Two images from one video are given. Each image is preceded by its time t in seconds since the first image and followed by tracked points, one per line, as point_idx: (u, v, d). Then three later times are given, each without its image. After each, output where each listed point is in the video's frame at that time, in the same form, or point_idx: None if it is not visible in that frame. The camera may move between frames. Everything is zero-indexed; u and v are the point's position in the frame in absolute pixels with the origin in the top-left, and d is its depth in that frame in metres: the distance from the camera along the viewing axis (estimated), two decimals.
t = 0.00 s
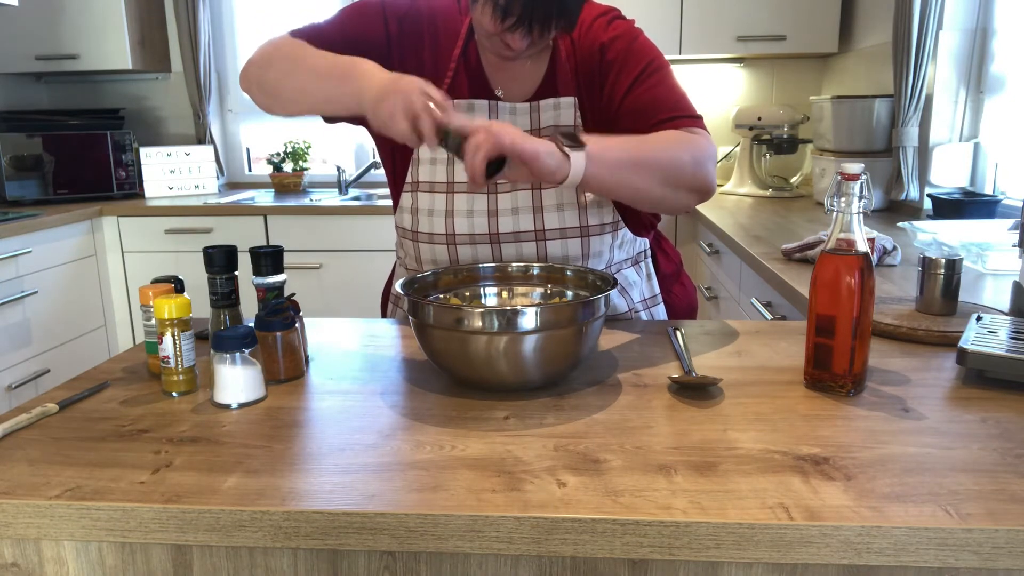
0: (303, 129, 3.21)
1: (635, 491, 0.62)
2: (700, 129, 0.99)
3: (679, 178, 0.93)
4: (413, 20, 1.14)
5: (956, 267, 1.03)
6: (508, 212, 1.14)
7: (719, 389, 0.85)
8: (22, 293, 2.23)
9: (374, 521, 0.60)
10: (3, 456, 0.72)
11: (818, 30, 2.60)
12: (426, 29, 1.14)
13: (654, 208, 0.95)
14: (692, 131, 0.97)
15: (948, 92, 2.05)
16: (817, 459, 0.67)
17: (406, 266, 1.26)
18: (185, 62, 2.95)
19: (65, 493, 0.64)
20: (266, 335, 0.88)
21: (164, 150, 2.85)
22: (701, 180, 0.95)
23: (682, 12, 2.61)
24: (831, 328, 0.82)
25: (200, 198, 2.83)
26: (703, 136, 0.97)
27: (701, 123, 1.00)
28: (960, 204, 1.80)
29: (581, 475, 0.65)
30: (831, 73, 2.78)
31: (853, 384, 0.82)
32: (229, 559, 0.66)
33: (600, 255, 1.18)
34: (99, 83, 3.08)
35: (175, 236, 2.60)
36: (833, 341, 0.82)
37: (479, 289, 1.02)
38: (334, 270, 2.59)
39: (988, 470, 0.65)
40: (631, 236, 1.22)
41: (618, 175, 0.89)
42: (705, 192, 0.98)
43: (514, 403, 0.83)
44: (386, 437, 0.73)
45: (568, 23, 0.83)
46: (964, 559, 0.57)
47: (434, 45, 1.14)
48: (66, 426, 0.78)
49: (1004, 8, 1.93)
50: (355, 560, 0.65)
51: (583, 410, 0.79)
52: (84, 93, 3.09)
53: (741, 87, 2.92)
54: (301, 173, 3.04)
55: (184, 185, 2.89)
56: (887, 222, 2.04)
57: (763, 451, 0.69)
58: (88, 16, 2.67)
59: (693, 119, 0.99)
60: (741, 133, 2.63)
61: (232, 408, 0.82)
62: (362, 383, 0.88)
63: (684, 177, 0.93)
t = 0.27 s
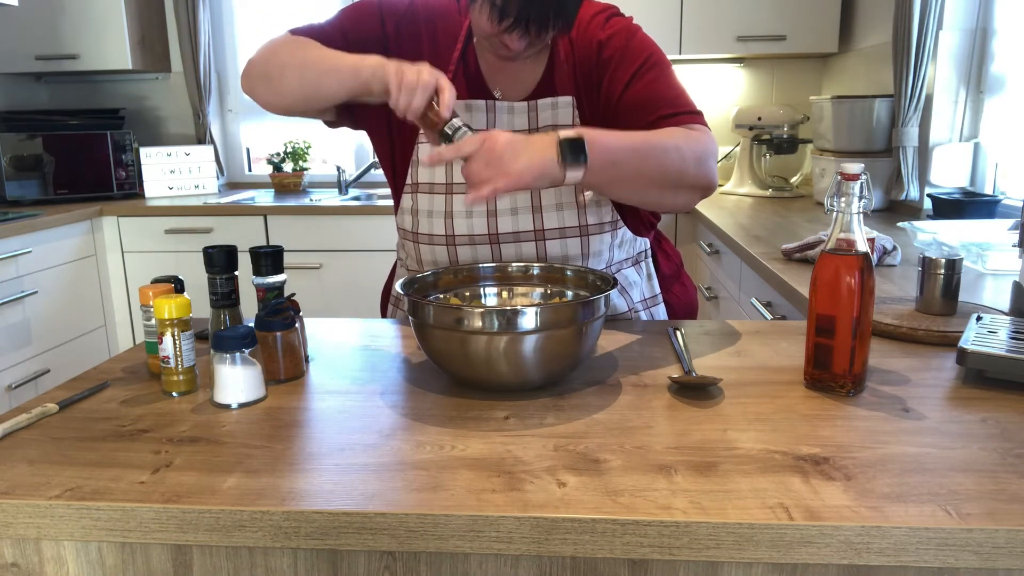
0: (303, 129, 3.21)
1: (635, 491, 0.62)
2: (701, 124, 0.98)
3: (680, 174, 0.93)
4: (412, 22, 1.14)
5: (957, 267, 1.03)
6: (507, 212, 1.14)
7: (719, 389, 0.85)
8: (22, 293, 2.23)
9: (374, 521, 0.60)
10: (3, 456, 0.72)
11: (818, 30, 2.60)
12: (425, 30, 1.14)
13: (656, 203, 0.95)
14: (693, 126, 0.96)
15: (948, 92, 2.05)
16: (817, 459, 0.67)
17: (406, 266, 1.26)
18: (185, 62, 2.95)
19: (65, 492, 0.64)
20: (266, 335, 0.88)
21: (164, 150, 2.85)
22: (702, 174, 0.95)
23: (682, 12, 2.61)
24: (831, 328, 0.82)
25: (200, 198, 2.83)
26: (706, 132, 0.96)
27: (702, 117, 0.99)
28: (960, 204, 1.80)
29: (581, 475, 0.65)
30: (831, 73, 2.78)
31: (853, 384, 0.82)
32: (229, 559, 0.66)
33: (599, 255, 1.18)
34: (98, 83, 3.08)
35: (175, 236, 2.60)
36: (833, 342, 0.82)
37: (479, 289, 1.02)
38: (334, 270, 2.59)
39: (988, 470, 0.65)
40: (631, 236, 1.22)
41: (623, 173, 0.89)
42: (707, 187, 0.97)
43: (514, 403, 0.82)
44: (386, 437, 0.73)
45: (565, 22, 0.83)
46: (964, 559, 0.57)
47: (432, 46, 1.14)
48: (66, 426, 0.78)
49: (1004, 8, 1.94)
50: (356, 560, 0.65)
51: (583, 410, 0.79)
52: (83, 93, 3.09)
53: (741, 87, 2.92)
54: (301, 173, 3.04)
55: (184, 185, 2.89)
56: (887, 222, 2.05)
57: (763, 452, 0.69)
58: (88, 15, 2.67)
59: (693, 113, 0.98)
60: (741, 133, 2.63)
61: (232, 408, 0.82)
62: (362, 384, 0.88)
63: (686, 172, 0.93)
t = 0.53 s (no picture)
0: (303, 129, 3.21)
1: (635, 491, 0.62)
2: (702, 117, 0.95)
3: (680, 174, 0.91)
4: (412, 23, 1.14)
5: (957, 267, 1.03)
6: (507, 213, 1.14)
7: (719, 389, 0.85)
8: (22, 293, 2.23)
9: (375, 521, 0.60)
10: (2, 456, 0.72)
11: (818, 30, 2.60)
12: (425, 32, 1.14)
13: (658, 206, 0.93)
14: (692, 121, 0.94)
15: (948, 92, 2.05)
16: (817, 459, 0.67)
17: (406, 267, 1.26)
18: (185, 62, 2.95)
19: (65, 493, 0.64)
20: (266, 335, 0.88)
21: (164, 150, 2.85)
22: (703, 172, 0.93)
23: (682, 12, 2.61)
24: (831, 328, 0.82)
25: (200, 198, 2.83)
26: (706, 127, 0.94)
27: (704, 112, 0.97)
28: (960, 204, 1.80)
29: (581, 475, 0.65)
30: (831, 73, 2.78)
31: (853, 384, 0.82)
32: (229, 559, 0.66)
33: (599, 255, 1.18)
34: (98, 83, 3.07)
35: (175, 236, 2.60)
36: (833, 342, 0.82)
37: (479, 289, 1.02)
38: (334, 270, 2.59)
39: (988, 470, 0.65)
40: (631, 236, 1.22)
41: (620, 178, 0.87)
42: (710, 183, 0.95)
43: (513, 403, 0.82)
44: (386, 437, 0.73)
45: (565, 21, 0.83)
46: (964, 559, 0.57)
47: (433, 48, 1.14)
48: (66, 426, 0.78)
49: (1004, 8, 1.94)
50: (355, 560, 0.65)
51: (584, 410, 0.79)
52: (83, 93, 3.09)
53: (741, 87, 2.92)
54: (301, 173, 3.04)
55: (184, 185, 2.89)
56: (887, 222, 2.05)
57: (763, 451, 0.69)
58: (88, 15, 2.67)
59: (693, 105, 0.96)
60: (741, 133, 2.63)
61: (232, 408, 0.82)
62: (362, 384, 0.88)
63: (686, 171, 0.91)
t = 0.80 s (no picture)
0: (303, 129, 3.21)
1: (635, 491, 0.62)
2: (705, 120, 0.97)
3: (682, 173, 0.91)
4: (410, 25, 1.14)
5: (956, 267, 1.03)
6: (506, 213, 1.14)
7: (719, 389, 0.85)
8: (22, 293, 2.23)
9: (374, 521, 0.60)
10: (2, 456, 0.72)
11: (818, 30, 2.60)
12: (423, 34, 1.14)
13: (659, 203, 0.93)
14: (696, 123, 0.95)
15: (948, 92, 2.05)
16: (817, 459, 0.67)
17: (406, 267, 1.26)
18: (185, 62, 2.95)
19: (65, 493, 0.64)
20: (266, 335, 0.88)
21: (164, 150, 2.84)
22: (705, 172, 0.94)
23: (682, 12, 2.61)
24: (831, 328, 0.82)
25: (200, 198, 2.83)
26: (708, 128, 0.94)
27: (706, 112, 0.98)
28: (960, 204, 1.80)
29: (581, 475, 0.65)
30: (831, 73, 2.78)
31: (853, 384, 0.82)
32: (229, 559, 0.66)
33: (599, 255, 1.18)
34: (98, 83, 3.07)
35: (175, 236, 2.60)
36: (833, 342, 0.82)
37: (478, 289, 1.02)
38: (334, 270, 2.59)
39: (988, 470, 0.65)
40: (631, 236, 1.22)
41: (622, 173, 0.87)
42: (712, 183, 0.96)
43: (513, 404, 0.82)
44: (386, 437, 0.73)
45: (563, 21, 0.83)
46: (964, 559, 0.57)
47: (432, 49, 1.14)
48: (66, 426, 0.78)
49: (1004, 8, 1.94)
50: (355, 560, 0.65)
51: (583, 410, 0.79)
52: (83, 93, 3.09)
53: (741, 87, 2.92)
54: (301, 173, 3.04)
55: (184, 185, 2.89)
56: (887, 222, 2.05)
57: (763, 451, 0.69)
58: (87, 16, 2.67)
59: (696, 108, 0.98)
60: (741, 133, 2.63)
61: (232, 408, 0.82)
62: (362, 384, 0.88)
63: (688, 171, 0.92)
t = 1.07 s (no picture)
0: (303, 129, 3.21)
1: (635, 491, 0.62)
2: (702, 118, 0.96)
3: (681, 171, 0.90)
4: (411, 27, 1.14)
5: (956, 267, 1.03)
6: (506, 212, 1.14)
7: (719, 389, 0.85)
8: (22, 293, 2.23)
9: (374, 521, 0.60)
10: (2, 456, 0.72)
11: (818, 30, 2.60)
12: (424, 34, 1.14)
13: (659, 203, 0.93)
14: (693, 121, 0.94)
15: (948, 92, 2.05)
16: (817, 459, 0.67)
17: (407, 267, 1.26)
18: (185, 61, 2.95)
19: (65, 493, 0.64)
20: (266, 335, 0.88)
21: (164, 150, 2.84)
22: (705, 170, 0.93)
23: (682, 12, 2.61)
24: (831, 328, 0.82)
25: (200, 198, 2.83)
26: (708, 126, 0.93)
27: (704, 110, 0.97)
28: (960, 204, 1.80)
29: (581, 475, 0.65)
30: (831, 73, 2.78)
31: (853, 384, 0.82)
32: (229, 559, 0.66)
33: (599, 254, 1.18)
34: (98, 83, 3.07)
35: (175, 236, 2.60)
36: (833, 342, 0.82)
37: (479, 288, 1.02)
38: (334, 270, 2.59)
39: (988, 470, 0.65)
40: (631, 236, 1.22)
41: (621, 173, 0.87)
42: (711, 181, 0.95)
43: (513, 404, 0.82)
44: (386, 437, 0.73)
45: (562, 18, 0.83)
46: (964, 559, 0.57)
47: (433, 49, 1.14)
48: (66, 426, 0.78)
49: (1004, 8, 1.94)
50: (356, 560, 0.65)
51: (584, 410, 0.79)
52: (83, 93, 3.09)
53: (741, 87, 2.92)
54: (301, 173, 3.04)
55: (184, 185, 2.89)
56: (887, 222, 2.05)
57: (763, 451, 0.69)
58: (87, 15, 2.67)
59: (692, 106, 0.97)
60: (741, 133, 2.63)
61: (232, 408, 0.82)
62: (361, 385, 0.88)
63: (688, 170, 0.91)
